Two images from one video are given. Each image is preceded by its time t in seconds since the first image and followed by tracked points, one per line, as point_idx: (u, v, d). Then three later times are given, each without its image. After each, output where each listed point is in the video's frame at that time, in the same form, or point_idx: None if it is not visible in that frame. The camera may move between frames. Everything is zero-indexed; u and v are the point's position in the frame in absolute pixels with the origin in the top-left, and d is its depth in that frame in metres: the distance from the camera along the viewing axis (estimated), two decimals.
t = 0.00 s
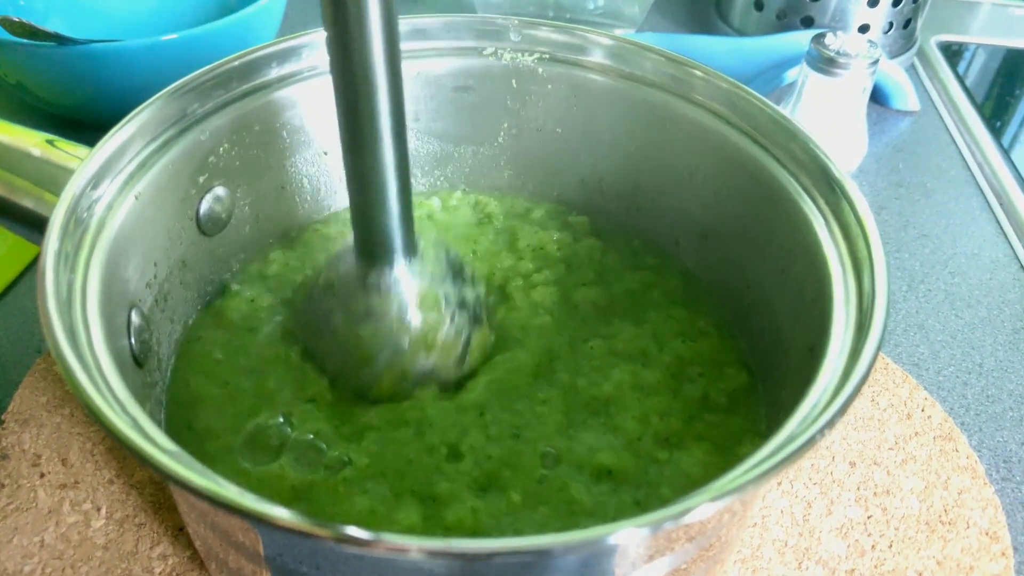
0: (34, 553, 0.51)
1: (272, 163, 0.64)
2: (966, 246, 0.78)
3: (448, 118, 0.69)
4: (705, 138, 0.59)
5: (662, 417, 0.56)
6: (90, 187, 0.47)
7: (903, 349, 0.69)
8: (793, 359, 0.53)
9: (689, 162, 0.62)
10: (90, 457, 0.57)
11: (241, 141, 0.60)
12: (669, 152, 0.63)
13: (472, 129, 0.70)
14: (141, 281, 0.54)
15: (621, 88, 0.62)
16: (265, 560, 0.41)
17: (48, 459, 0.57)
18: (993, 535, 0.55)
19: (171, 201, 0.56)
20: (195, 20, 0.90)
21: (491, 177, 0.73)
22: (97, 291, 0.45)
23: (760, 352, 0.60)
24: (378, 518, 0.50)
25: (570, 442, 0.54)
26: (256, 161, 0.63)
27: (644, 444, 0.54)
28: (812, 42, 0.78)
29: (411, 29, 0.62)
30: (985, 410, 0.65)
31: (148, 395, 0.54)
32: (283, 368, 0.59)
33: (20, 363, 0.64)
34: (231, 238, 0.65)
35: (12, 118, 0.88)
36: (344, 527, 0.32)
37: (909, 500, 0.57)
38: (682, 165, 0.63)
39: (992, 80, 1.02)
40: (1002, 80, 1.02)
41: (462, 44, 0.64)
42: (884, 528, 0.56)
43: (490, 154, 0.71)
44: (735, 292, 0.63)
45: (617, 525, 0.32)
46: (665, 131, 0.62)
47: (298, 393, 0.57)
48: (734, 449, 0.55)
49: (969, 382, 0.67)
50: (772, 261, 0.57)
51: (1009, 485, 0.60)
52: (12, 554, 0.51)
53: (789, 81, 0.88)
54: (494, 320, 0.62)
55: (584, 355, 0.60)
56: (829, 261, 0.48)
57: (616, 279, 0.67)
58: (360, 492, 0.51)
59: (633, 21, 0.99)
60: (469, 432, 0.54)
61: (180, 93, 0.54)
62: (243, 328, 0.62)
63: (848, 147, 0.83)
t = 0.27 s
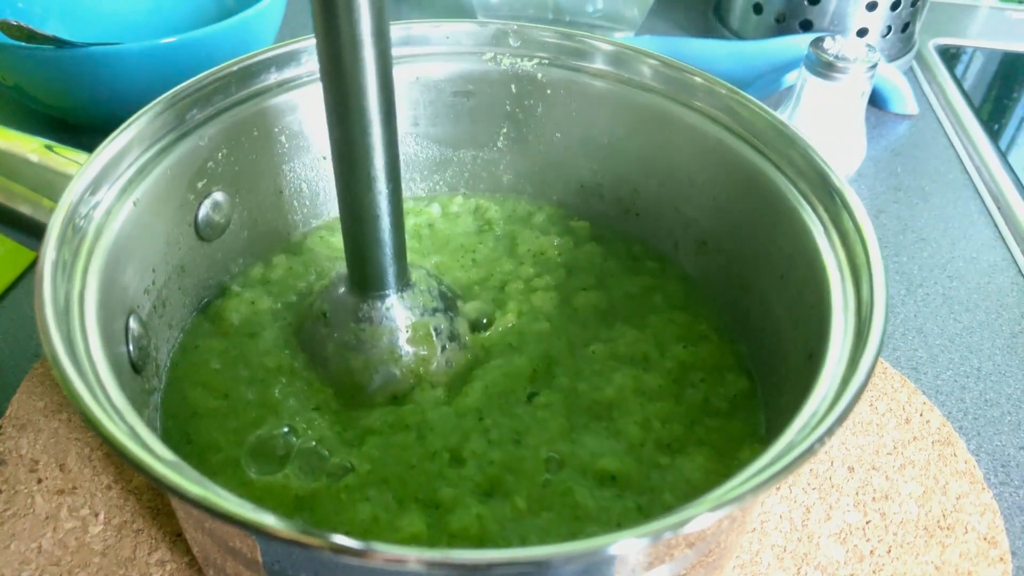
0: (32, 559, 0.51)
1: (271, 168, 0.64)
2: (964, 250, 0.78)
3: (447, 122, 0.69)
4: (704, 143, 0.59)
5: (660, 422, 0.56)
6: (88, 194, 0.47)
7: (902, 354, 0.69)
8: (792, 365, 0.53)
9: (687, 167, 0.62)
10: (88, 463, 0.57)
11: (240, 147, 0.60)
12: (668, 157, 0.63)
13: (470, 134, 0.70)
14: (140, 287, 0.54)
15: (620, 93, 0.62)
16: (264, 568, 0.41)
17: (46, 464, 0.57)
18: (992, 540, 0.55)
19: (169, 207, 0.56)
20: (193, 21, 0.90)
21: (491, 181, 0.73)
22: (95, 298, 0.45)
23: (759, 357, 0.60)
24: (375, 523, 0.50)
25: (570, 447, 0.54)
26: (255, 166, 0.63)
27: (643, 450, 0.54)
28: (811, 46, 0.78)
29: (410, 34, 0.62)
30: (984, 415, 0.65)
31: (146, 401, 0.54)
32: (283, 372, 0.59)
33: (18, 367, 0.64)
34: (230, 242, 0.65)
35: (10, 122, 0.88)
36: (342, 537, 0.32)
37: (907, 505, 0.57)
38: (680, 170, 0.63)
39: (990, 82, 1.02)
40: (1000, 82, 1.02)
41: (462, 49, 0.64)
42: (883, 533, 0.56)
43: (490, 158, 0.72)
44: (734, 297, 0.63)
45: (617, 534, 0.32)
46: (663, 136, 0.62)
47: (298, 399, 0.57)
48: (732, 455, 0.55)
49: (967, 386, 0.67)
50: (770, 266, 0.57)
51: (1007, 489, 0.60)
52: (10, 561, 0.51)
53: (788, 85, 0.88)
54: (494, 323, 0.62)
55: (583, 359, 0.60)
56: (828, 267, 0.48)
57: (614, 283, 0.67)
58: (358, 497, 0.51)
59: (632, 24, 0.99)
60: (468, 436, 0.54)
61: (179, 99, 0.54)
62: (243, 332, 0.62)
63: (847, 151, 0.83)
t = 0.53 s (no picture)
0: (33, 560, 0.51)
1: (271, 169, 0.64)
2: (964, 251, 0.78)
3: (447, 123, 0.69)
4: (705, 144, 0.59)
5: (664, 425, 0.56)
6: (90, 194, 0.47)
7: (902, 355, 0.69)
8: (793, 365, 0.53)
9: (689, 168, 0.62)
10: (90, 464, 0.57)
11: (240, 148, 0.60)
12: (669, 159, 0.63)
13: (471, 135, 0.70)
14: (141, 288, 0.54)
15: (621, 94, 0.62)
16: (265, 569, 0.41)
17: (47, 465, 0.57)
18: (993, 541, 0.55)
19: (171, 207, 0.56)
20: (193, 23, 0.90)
21: (492, 181, 0.73)
22: (97, 299, 0.45)
23: (761, 358, 0.60)
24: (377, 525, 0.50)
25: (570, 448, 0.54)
26: (256, 167, 0.63)
27: (644, 452, 0.54)
28: (812, 47, 0.78)
29: (410, 34, 0.62)
30: (984, 416, 0.65)
31: (147, 401, 0.54)
32: (284, 372, 0.59)
33: (19, 368, 0.64)
34: (231, 243, 0.65)
35: (11, 122, 0.88)
36: (343, 537, 0.32)
37: (909, 506, 0.57)
38: (682, 171, 0.63)
39: (990, 83, 1.02)
40: (1000, 83, 1.02)
41: (461, 50, 0.64)
42: (884, 534, 0.56)
43: (490, 159, 0.72)
44: (735, 298, 0.63)
45: (618, 535, 0.32)
46: (665, 138, 0.62)
47: (299, 399, 0.57)
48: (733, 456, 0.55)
49: (968, 387, 0.67)
50: (771, 267, 0.57)
51: (1008, 490, 0.60)
52: (11, 561, 0.51)
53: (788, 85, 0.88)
54: (495, 323, 0.62)
55: (583, 360, 0.60)
56: (829, 269, 0.48)
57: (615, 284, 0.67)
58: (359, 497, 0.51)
59: (632, 24, 0.99)
60: (469, 437, 0.54)
61: (180, 100, 0.54)
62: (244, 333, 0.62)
63: (848, 152, 0.83)
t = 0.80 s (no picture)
0: (37, 558, 0.51)
1: (276, 168, 0.64)
2: (968, 253, 0.78)
3: (452, 123, 0.69)
4: (710, 146, 0.59)
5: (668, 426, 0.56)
6: (97, 191, 0.48)
7: (906, 357, 0.69)
8: (798, 367, 0.53)
9: (694, 169, 0.62)
10: (94, 462, 0.57)
11: (246, 147, 0.60)
12: (674, 160, 0.63)
13: (476, 135, 0.70)
14: (146, 286, 0.54)
15: (627, 94, 0.62)
16: (270, 568, 0.41)
17: (51, 463, 0.57)
18: (997, 544, 0.55)
19: (176, 206, 0.56)
20: (197, 23, 0.90)
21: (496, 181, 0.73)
22: (103, 297, 0.45)
23: (766, 359, 0.60)
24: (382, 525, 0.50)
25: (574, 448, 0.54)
26: (261, 166, 0.63)
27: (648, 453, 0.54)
28: (816, 48, 0.78)
29: (416, 34, 0.62)
30: (988, 418, 0.65)
31: (152, 400, 0.54)
32: (288, 371, 0.59)
33: (23, 366, 0.64)
34: (235, 241, 0.65)
35: (14, 121, 0.88)
36: (349, 536, 0.32)
37: (912, 508, 0.57)
38: (687, 172, 0.63)
39: (994, 85, 1.02)
40: (1003, 86, 1.02)
41: (467, 50, 0.64)
42: (888, 536, 0.56)
43: (494, 159, 0.72)
44: (739, 300, 0.63)
45: (624, 536, 0.32)
46: (670, 139, 0.62)
47: (302, 398, 0.57)
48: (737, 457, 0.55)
49: (972, 390, 0.66)
50: (776, 268, 0.57)
51: (1012, 493, 0.60)
52: (15, 559, 0.51)
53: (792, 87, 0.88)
54: (498, 323, 0.62)
55: (587, 361, 0.60)
56: (836, 270, 0.48)
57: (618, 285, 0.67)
58: (364, 498, 0.51)
59: (635, 26, 0.99)
60: (474, 437, 0.54)
61: (186, 98, 0.54)
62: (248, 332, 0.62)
63: (852, 154, 0.83)
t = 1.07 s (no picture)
0: (39, 559, 0.51)
1: (278, 170, 0.64)
2: (972, 254, 0.78)
3: (455, 124, 0.69)
4: (714, 147, 0.59)
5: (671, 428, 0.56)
6: (100, 192, 0.48)
7: (910, 358, 0.69)
8: (801, 369, 0.53)
9: (697, 171, 0.62)
10: (96, 463, 0.57)
11: (248, 148, 0.60)
12: (677, 162, 0.63)
13: (478, 136, 0.70)
14: (149, 287, 0.54)
15: (629, 95, 0.62)
16: (272, 569, 0.41)
17: (53, 464, 0.57)
18: (1002, 546, 0.55)
19: (179, 207, 0.56)
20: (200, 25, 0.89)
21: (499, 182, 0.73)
22: (105, 298, 0.45)
23: (769, 361, 0.60)
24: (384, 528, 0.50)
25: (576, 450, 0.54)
26: (263, 167, 0.63)
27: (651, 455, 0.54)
28: (818, 49, 0.78)
29: (418, 35, 0.62)
30: (992, 420, 0.64)
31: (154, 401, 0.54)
32: (290, 373, 0.58)
33: (25, 367, 0.64)
34: (238, 243, 0.65)
35: (17, 123, 0.88)
36: (351, 537, 0.32)
37: (917, 511, 0.57)
38: (690, 173, 0.63)
39: (997, 86, 1.02)
40: (1006, 87, 1.01)
41: (469, 50, 0.64)
42: (892, 539, 0.56)
43: (497, 161, 0.71)
44: (742, 302, 0.63)
45: (627, 537, 0.32)
46: (674, 140, 0.62)
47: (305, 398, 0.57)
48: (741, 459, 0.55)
49: (976, 392, 0.66)
50: (780, 270, 0.57)
51: (1017, 495, 0.60)
52: (17, 560, 0.51)
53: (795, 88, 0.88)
54: (501, 325, 0.62)
55: (590, 363, 0.60)
56: (839, 271, 0.47)
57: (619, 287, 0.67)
58: (365, 500, 0.51)
59: (638, 27, 0.99)
60: (476, 440, 0.54)
61: (190, 99, 0.54)
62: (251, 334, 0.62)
63: (855, 156, 0.83)
